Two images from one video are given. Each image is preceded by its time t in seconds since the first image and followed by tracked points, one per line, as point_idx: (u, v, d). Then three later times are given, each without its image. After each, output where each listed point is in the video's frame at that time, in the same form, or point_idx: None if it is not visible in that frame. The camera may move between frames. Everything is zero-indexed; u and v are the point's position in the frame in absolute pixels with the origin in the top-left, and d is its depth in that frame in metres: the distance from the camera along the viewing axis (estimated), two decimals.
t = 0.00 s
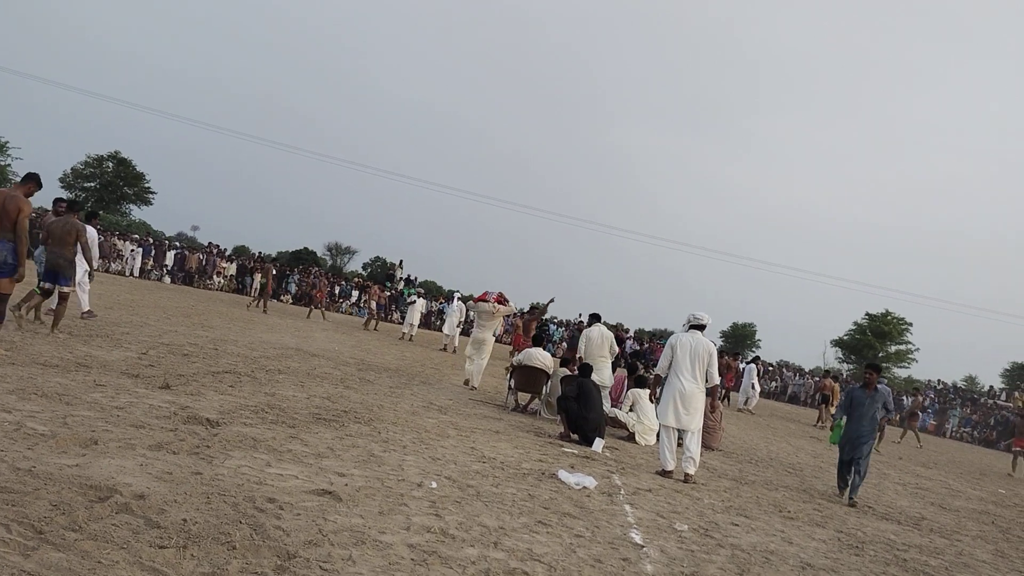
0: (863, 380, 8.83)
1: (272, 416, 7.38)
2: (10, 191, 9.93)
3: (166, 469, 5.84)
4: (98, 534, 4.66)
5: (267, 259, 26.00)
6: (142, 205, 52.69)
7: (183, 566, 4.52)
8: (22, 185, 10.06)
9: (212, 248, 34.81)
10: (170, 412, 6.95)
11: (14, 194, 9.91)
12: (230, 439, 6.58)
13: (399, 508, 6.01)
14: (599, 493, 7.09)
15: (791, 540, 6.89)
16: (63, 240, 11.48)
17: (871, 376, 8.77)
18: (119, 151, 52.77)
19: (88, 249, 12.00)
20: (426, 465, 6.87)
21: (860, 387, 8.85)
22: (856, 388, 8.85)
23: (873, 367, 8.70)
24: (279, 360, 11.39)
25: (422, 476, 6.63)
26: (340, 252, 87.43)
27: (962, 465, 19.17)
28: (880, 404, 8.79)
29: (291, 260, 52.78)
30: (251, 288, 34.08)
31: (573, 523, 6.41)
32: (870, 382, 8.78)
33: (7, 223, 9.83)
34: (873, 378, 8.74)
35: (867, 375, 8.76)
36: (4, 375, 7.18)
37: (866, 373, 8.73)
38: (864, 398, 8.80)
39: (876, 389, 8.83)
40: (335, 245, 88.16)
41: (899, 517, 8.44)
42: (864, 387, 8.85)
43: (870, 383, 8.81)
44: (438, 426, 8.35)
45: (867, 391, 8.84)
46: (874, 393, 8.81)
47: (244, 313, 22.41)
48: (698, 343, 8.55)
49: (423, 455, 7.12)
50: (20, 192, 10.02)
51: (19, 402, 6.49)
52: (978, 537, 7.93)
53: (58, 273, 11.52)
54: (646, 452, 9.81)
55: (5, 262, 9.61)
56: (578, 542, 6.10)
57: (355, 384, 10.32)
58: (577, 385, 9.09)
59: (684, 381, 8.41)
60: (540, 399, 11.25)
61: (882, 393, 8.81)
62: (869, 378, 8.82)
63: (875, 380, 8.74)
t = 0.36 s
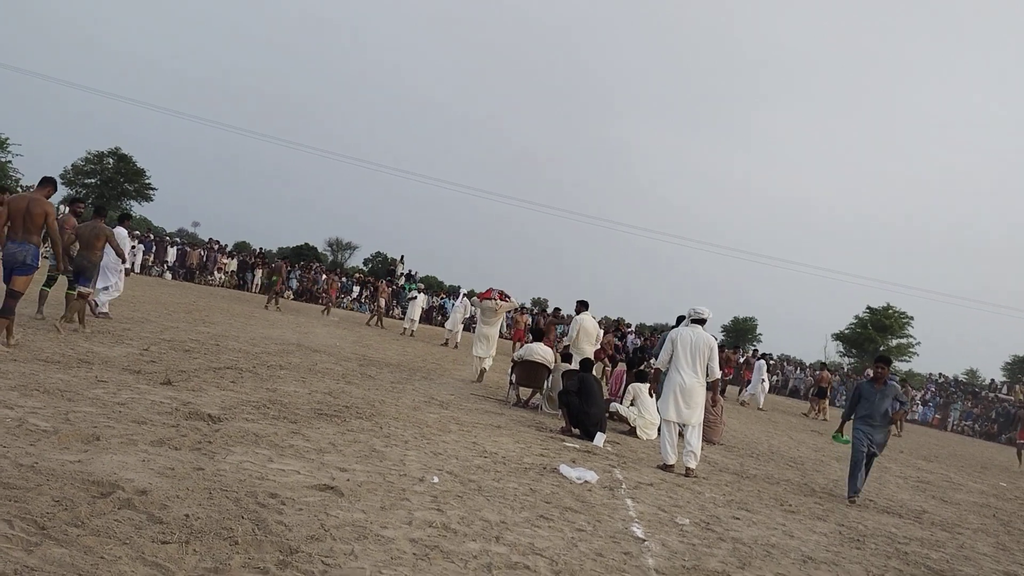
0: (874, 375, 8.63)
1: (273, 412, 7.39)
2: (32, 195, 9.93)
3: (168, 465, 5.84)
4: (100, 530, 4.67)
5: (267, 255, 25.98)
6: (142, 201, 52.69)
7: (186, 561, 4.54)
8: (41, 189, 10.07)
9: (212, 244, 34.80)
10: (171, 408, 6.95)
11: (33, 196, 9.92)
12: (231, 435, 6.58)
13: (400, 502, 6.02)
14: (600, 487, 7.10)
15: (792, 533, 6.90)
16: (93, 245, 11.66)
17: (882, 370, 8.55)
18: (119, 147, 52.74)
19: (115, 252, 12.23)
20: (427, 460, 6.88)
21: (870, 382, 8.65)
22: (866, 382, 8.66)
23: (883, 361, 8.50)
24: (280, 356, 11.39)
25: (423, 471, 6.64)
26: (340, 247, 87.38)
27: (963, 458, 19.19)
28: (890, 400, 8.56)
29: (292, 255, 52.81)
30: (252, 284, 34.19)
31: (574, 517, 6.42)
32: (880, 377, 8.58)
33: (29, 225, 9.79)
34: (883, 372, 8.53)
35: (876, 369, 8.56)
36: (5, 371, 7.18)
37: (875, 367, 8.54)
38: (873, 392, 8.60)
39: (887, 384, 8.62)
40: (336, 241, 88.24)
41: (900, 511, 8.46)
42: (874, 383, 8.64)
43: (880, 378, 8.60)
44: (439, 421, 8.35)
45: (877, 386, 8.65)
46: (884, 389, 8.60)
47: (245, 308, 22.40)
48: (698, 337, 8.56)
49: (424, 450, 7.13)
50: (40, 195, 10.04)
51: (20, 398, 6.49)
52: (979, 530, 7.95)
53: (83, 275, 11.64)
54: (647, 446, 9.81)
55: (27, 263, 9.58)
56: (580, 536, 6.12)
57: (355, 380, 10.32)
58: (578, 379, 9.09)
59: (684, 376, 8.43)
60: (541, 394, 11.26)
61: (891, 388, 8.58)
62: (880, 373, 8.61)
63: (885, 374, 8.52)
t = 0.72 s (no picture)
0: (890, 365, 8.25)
1: (281, 408, 7.41)
2: (49, 197, 9.93)
3: (176, 462, 5.87)
4: (109, 527, 4.69)
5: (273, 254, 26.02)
6: (147, 200, 52.83)
7: (195, 558, 4.55)
8: (59, 190, 10.07)
9: (218, 242, 34.86)
10: (179, 405, 6.97)
11: (52, 197, 9.94)
12: (239, 432, 6.60)
13: (408, 498, 6.03)
14: (607, 481, 7.10)
15: (800, 526, 6.89)
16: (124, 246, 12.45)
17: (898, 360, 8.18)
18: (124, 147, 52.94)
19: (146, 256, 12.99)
20: (434, 455, 6.90)
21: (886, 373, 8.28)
22: (881, 374, 8.29)
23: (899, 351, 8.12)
24: (287, 353, 11.41)
25: (431, 466, 6.64)
26: (345, 244, 87.53)
27: (971, 450, 19.12)
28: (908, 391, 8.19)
29: (297, 252, 52.91)
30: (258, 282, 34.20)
31: (582, 511, 6.42)
32: (896, 367, 8.20)
33: (48, 226, 9.82)
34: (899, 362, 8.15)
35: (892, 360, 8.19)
36: (14, 371, 7.22)
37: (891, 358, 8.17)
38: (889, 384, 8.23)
39: (903, 374, 8.25)
40: (340, 238, 88.36)
41: (908, 503, 8.43)
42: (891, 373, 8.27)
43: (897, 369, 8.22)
44: (446, 417, 8.36)
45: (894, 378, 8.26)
46: (901, 379, 8.22)
47: (251, 306, 22.46)
48: (704, 331, 8.55)
49: (431, 445, 7.14)
50: (59, 197, 10.04)
51: (29, 397, 6.52)
52: (988, 521, 7.93)
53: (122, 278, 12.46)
54: (653, 440, 9.81)
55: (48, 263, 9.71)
56: (588, 530, 6.12)
57: (362, 376, 10.34)
58: (584, 373, 9.07)
59: (690, 369, 8.41)
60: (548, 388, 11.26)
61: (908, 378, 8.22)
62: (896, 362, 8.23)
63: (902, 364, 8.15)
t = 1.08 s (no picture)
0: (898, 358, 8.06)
1: (275, 413, 7.40)
2: (61, 213, 9.91)
3: (171, 469, 5.86)
4: (104, 536, 4.68)
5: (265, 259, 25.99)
6: (138, 207, 52.74)
7: (191, 565, 4.54)
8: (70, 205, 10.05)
9: (210, 247, 34.76)
10: (173, 412, 6.96)
11: (63, 212, 9.92)
12: (234, 437, 6.60)
13: (404, 500, 6.02)
14: (603, 479, 7.10)
15: (796, 520, 6.90)
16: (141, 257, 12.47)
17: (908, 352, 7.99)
18: (113, 153, 52.28)
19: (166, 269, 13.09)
20: (430, 457, 6.89)
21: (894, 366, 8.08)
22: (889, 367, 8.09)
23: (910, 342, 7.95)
24: (281, 358, 11.39)
25: (427, 468, 6.64)
26: (338, 247, 87.53)
27: (966, 440, 19.16)
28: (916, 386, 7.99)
29: (288, 257, 52.84)
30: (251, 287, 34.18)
31: (578, 510, 6.42)
32: (905, 359, 8.01)
33: (58, 240, 9.78)
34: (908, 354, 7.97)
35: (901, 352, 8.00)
36: (6, 381, 7.19)
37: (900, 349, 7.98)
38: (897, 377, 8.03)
39: (912, 368, 8.06)
40: (332, 242, 88.35)
41: (904, 494, 8.45)
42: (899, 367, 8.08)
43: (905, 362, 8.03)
44: (441, 418, 8.36)
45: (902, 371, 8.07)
46: (909, 374, 8.03)
47: (245, 311, 22.43)
48: (698, 327, 8.55)
49: (427, 447, 7.13)
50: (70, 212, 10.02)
51: (22, 407, 6.50)
52: (984, 511, 7.95)
53: (135, 287, 12.53)
54: (649, 437, 9.82)
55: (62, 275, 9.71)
56: (585, 529, 6.13)
57: (356, 379, 10.32)
58: (578, 372, 9.06)
59: (685, 366, 8.44)
60: (542, 387, 11.28)
61: (917, 373, 8.03)
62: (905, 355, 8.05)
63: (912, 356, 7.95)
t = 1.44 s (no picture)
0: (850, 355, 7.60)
1: (220, 423, 7.31)
2: (16, 226, 9.71)
3: (114, 484, 5.75)
4: (44, 555, 4.58)
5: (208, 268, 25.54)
6: (75, 218, 51.49)
7: None
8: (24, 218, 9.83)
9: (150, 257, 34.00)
10: (114, 426, 6.83)
11: (19, 227, 9.73)
12: (178, 449, 6.50)
13: (354, 507, 5.99)
14: (554, 478, 7.16)
15: (744, 511, 7.04)
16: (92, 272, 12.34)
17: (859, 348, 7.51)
18: (46, 163, 51.43)
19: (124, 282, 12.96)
20: (379, 462, 6.87)
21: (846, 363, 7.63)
22: (841, 364, 7.63)
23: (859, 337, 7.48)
24: (228, 368, 11.24)
25: (376, 473, 6.61)
26: (281, 253, 86.51)
27: (907, 427, 19.74)
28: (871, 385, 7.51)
29: (233, 265, 52.00)
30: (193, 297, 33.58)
31: (530, 509, 6.45)
32: (857, 356, 7.54)
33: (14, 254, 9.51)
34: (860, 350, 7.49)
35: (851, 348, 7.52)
36: None
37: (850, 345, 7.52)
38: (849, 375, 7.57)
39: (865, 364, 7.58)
40: (278, 249, 87.22)
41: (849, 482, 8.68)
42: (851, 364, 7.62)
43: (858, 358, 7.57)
44: (391, 423, 8.35)
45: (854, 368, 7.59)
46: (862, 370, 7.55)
47: (191, 322, 22.03)
48: (644, 324, 8.66)
49: (376, 452, 7.12)
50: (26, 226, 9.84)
51: None
52: (925, 496, 8.21)
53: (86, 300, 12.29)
54: (600, 434, 9.92)
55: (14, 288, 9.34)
56: (536, 528, 6.16)
57: (303, 386, 10.24)
58: (527, 372, 9.10)
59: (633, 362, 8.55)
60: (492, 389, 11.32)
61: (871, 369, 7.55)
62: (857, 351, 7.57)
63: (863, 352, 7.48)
